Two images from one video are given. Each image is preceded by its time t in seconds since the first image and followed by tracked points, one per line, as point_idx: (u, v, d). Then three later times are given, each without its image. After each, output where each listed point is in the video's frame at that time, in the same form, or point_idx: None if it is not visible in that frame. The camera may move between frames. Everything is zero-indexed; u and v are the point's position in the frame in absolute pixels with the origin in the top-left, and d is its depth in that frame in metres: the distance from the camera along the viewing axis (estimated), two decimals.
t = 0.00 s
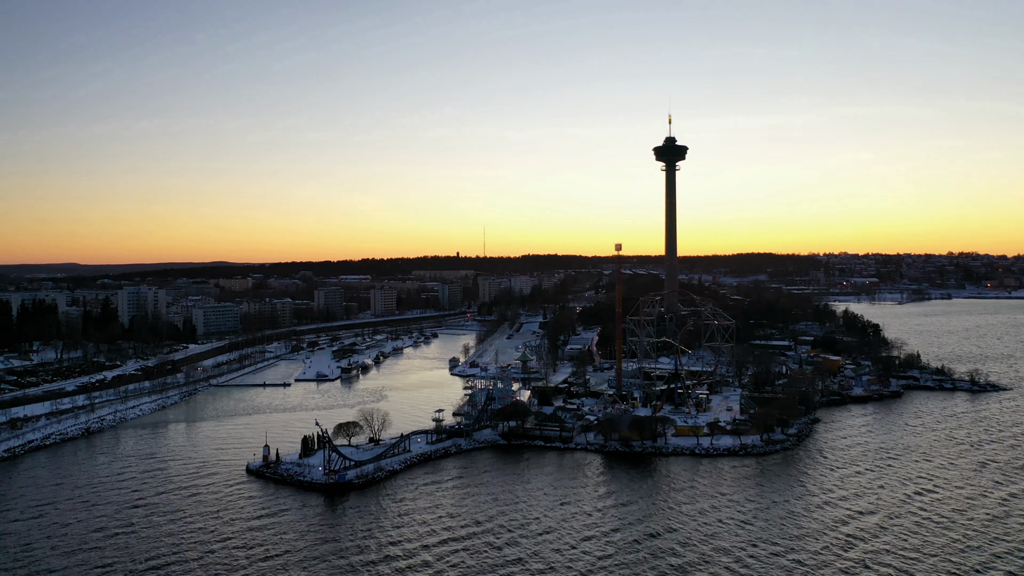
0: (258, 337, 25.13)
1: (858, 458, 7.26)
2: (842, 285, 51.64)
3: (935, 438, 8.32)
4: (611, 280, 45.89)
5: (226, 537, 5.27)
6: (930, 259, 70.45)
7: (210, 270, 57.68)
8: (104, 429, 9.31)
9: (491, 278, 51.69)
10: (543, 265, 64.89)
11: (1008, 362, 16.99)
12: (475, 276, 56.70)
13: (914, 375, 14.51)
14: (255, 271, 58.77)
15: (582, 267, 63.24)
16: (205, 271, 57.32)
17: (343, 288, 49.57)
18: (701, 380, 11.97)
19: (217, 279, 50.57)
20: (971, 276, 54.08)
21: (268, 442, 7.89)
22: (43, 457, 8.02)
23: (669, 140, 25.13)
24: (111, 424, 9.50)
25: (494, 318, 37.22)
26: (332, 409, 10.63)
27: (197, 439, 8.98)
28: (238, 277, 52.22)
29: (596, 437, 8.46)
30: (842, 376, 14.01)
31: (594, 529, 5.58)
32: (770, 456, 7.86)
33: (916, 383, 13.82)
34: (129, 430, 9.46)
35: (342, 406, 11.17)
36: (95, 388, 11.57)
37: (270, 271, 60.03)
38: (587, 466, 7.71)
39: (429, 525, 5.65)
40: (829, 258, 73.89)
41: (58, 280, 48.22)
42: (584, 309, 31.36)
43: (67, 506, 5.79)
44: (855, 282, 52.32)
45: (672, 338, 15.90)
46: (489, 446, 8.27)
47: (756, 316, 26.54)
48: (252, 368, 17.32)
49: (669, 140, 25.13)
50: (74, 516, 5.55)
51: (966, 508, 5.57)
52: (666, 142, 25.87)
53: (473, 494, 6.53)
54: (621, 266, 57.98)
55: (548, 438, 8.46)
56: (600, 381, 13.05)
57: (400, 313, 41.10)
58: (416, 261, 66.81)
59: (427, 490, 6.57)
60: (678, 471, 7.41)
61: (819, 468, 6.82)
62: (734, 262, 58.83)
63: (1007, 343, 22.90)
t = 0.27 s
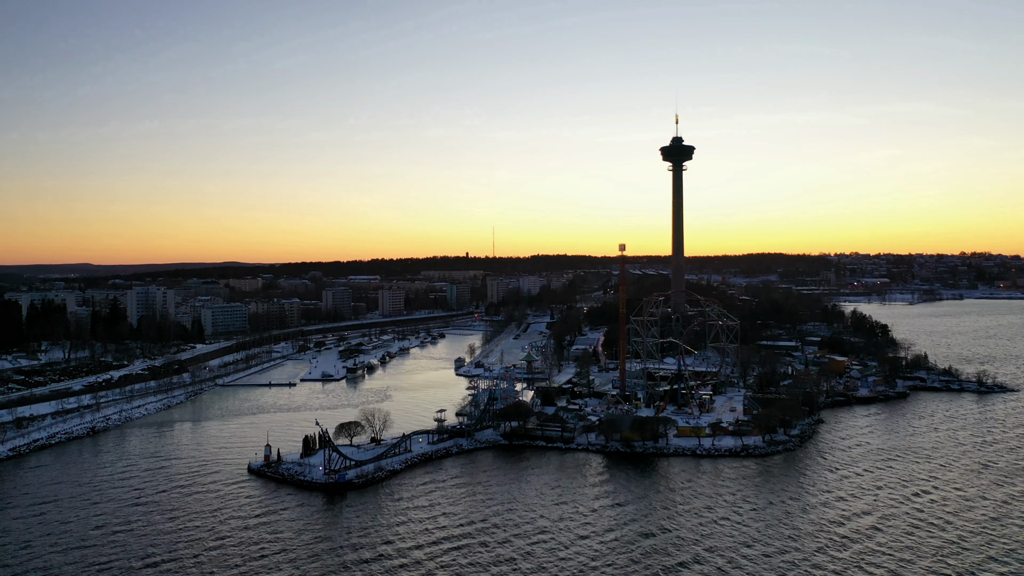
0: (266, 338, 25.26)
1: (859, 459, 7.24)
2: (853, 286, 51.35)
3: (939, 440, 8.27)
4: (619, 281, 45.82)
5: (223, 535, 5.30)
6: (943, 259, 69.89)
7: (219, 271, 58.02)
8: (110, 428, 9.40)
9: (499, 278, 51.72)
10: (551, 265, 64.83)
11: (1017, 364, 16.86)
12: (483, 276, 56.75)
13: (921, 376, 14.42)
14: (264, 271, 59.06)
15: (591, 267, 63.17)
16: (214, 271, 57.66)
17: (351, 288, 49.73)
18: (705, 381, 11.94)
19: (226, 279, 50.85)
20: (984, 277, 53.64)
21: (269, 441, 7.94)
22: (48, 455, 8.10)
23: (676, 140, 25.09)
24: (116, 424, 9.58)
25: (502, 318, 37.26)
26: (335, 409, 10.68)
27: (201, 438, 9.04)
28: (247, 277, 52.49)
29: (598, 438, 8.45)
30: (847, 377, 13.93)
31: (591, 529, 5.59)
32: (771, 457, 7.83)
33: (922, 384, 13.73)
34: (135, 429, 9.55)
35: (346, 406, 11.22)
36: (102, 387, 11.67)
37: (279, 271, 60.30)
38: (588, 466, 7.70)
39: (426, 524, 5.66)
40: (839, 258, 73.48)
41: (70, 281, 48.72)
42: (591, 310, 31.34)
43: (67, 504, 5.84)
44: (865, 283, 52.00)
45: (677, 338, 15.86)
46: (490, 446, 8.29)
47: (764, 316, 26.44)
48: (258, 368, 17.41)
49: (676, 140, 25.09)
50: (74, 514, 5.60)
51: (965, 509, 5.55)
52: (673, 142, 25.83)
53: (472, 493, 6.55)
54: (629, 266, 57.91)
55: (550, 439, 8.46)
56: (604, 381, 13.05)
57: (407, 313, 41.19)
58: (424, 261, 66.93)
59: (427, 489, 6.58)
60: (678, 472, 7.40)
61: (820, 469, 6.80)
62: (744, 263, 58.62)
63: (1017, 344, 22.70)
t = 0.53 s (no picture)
0: (272, 338, 25.37)
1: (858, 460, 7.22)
2: (861, 286, 51.12)
3: (940, 441, 8.23)
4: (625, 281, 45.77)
5: (220, 533, 5.33)
6: (953, 259, 69.45)
7: (226, 271, 58.29)
8: (113, 428, 9.47)
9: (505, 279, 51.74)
10: (558, 265, 64.80)
11: None
12: (489, 277, 56.76)
13: (926, 377, 14.34)
14: (271, 272, 59.31)
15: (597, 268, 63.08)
16: (222, 271, 57.93)
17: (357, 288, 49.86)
18: (707, 381, 11.92)
19: (233, 279, 51.09)
20: (994, 277, 53.29)
21: (270, 441, 7.97)
22: (50, 454, 8.16)
23: (681, 140, 25.04)
24: (120, 423, 9.65)
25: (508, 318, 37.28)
26: (337, 409, 10.73)
27: (203, 438, 9.10)
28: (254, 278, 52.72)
29: (597, 438, 8.45)
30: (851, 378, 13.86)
31: (586, 528, 5.60)
32: (771, 458, 7.82)
33: (927, 385, 13.65)
34: (138, 428, 9.62)
35: (348, 406, 11.25)
36: (106, 387, 11.74)
37: (286, 271, 60.54)
38: (587, 466, 7.71)
39: (423, 523, 5.66)
40: (847, 258, 73.16)
41: (80, 281, 49.09)
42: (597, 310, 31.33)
43: (66, 503, 5.88)
44: (873, 283, 51.75)
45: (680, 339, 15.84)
46: (490, 447, 8.30)
47: (770, 317, 26.37)
48: (263, 368, 17.49)
49: (681, 140, 25.04)
50: (72, 513, 5.63)
51: (960, 510, 5.52)
52: (678, 142, 25.78)
53: (470, 492, 6.56)
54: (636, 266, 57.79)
55: (549, 439, 8.46)
56: (606, 381, 13.04)
57: (413, 314, 41.27)
58: (431, 262, 67.04)
59: (425, 489, 6.60)
60: (678, 473, 7.39)
61: (818, 470, 6.78)
62: (751, 263, 58.45)
63: None
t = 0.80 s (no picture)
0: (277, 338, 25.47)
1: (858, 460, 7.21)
2: (870, 286, 50.86)
3: (942, 443, 8.19)
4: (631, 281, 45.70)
5: (216, 532, 5.36)
6: (964, 259, 68.99)
7: (234, 271, 58.55)
8: (116, 427, 9.54)
9: (511, 279, 51.74)
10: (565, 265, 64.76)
11: None
12: (496, 277, 56.77)
13: (931, 378, 14.27)
14: (278, 272, 59.55)
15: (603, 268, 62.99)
16: (229, 271, 58.20)
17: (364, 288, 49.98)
18: (709, 382, 11.89)
19: (240, 279, 51.32)
20: (1005, 277, 52.91)
21: (270, 441, 8.01)
22: (53, 453, 8.23)
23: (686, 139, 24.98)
24: (123, 422, 9.72)
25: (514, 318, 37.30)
26: (339, 409, 10.76)
27: (205, 438, 9.15)
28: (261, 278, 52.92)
29: (597, 439, 8.46)
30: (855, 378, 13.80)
31: (580, 527, 5.61)
32: (771, 459, 7.80)
33: (931, 386, 13.57)
34: (142, 428, 9.68)
35: (350, 407, 11.29)
36: (110, 387, 11.82)
37: (293, 271, 60.77)
38: (586, 466, 7.71)
39: (419, 521, 5.69)
40: (856, 258, 72.81)
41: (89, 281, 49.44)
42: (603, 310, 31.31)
43: (65, 501, 5.93)
44: (882, 283, 51.48)
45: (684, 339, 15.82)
46: (489, 447, 8.32)
47: (776, 317, 26.28)
48: (267, 368, 17.55)
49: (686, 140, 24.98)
50: (71, 512, 5.68)
51: (956, 511, 5.52)
52: (682, 142, 25.72)
53: (467, 492, 6.58)
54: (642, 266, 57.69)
55: (549, 440, 8.47)
56: (609, 381, 13.03)
57: (419, 314, 41.34)
58: (438, 262, 67.13)
59: (423, 488, 6.62)
60: (676, 473, 7.39)
61: (816, 471, 6.77)
62: (759, 263, 58.24)
63: None
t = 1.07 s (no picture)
0: (283, 338, 25.56)
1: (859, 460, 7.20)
2: (880, 286, 50.60)
3: (943, 444, 8.15)
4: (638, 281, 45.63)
5: (212, 530, 5.38)
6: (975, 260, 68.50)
7: (242, 271, 58.80)
8: (120, 426, 9.59)
9: (518, 279, 51.75)
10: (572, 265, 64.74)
11: None
12: (502, 278, 56.77)
13: (936, 378, 14.19)
14: (286, 272, 59.78)
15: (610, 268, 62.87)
16: (237, 271, 58.44)
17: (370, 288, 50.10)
18: (712, 382, 11.86)
19: (248, 279, 51.54)
20: (1016, 278, 52.52)
21: (270, 441, 8.04)
22: (56, 452, 8.28)
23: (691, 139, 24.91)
24: (126, 422, 9.77)
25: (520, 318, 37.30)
26: (342, 409, 10.79)
27: (207, 437, 9.19)
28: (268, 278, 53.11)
29: (597, 439, 8.46)
30: (859, 379, 13.72)
31: (576, 526, 5.62)
32: (771, 459, 7.77)
33: (936, 387, 13.48)
34: (145, 427, 9.74)
35: (351, 406, 11.31)
36: (114, 386, 11.89)
37: (300, 271, 60.97)
38: (585, 467, 7.71)
39: (413, 520, 5.71)
40: (865, 258, 72.44)
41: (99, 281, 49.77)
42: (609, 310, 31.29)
43: (64, 500, 5.97)
44: (892, 283, 51.20)
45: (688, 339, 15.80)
46: (489, 447, 8.33)
47: (783, 317, 26.18)
48: (273, 368, 17.61)
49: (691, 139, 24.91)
50: (68, 510, 5.71)
51: (952, 511, 5.50)
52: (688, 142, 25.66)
53: (464, 491, 6.59)
54: (649, 266, 57.57)
55: (549, 440, 8.48)
56: (613, 382, 13.02)
57: (426, 314, 41.40)
58: (445, 262, 67.21)
59: (420, 488, 6.63)
60: (675, 473, 7.38)
61: (814, 471, 6.75)
62: (768, 263, 58.08)
63: None
